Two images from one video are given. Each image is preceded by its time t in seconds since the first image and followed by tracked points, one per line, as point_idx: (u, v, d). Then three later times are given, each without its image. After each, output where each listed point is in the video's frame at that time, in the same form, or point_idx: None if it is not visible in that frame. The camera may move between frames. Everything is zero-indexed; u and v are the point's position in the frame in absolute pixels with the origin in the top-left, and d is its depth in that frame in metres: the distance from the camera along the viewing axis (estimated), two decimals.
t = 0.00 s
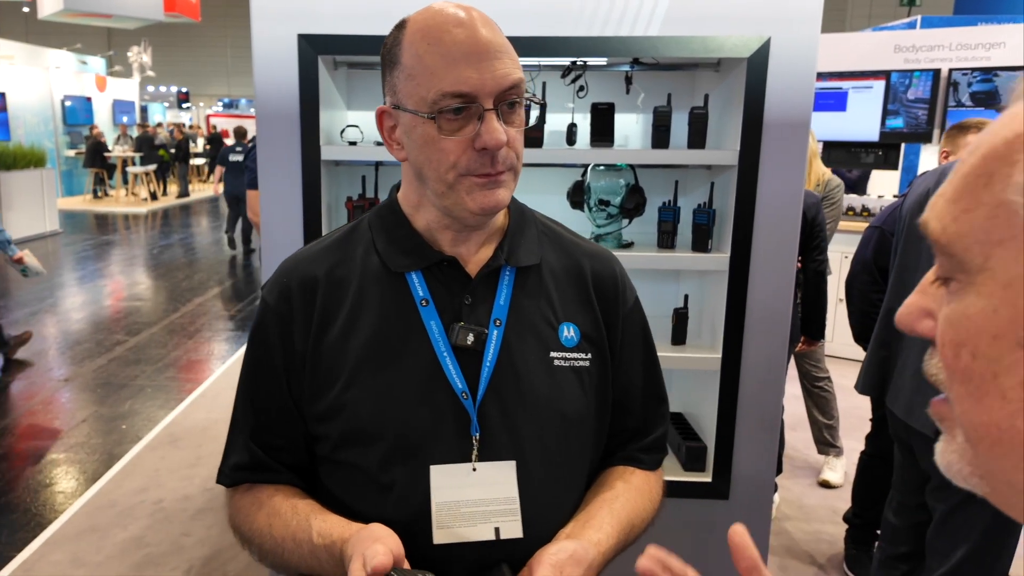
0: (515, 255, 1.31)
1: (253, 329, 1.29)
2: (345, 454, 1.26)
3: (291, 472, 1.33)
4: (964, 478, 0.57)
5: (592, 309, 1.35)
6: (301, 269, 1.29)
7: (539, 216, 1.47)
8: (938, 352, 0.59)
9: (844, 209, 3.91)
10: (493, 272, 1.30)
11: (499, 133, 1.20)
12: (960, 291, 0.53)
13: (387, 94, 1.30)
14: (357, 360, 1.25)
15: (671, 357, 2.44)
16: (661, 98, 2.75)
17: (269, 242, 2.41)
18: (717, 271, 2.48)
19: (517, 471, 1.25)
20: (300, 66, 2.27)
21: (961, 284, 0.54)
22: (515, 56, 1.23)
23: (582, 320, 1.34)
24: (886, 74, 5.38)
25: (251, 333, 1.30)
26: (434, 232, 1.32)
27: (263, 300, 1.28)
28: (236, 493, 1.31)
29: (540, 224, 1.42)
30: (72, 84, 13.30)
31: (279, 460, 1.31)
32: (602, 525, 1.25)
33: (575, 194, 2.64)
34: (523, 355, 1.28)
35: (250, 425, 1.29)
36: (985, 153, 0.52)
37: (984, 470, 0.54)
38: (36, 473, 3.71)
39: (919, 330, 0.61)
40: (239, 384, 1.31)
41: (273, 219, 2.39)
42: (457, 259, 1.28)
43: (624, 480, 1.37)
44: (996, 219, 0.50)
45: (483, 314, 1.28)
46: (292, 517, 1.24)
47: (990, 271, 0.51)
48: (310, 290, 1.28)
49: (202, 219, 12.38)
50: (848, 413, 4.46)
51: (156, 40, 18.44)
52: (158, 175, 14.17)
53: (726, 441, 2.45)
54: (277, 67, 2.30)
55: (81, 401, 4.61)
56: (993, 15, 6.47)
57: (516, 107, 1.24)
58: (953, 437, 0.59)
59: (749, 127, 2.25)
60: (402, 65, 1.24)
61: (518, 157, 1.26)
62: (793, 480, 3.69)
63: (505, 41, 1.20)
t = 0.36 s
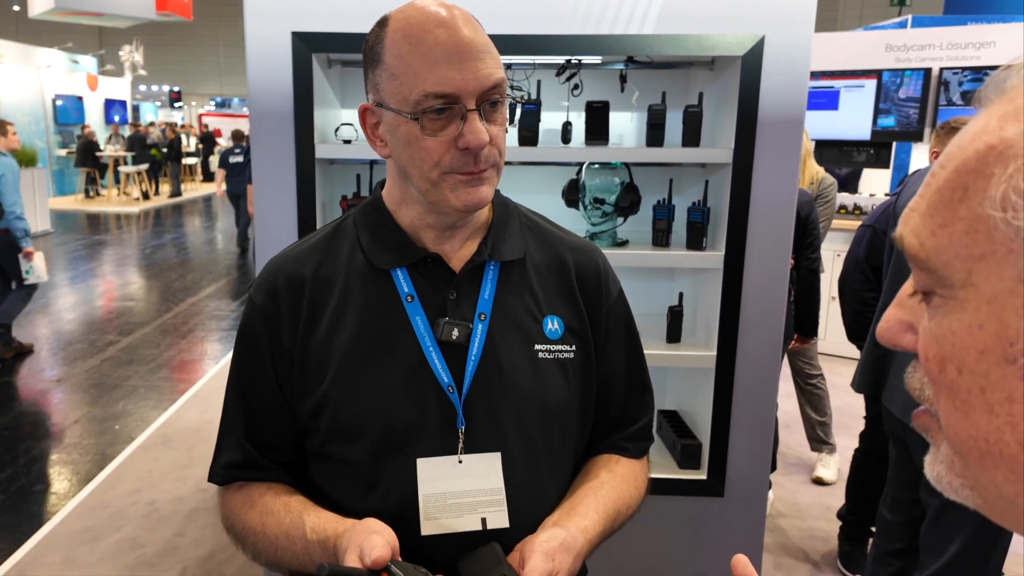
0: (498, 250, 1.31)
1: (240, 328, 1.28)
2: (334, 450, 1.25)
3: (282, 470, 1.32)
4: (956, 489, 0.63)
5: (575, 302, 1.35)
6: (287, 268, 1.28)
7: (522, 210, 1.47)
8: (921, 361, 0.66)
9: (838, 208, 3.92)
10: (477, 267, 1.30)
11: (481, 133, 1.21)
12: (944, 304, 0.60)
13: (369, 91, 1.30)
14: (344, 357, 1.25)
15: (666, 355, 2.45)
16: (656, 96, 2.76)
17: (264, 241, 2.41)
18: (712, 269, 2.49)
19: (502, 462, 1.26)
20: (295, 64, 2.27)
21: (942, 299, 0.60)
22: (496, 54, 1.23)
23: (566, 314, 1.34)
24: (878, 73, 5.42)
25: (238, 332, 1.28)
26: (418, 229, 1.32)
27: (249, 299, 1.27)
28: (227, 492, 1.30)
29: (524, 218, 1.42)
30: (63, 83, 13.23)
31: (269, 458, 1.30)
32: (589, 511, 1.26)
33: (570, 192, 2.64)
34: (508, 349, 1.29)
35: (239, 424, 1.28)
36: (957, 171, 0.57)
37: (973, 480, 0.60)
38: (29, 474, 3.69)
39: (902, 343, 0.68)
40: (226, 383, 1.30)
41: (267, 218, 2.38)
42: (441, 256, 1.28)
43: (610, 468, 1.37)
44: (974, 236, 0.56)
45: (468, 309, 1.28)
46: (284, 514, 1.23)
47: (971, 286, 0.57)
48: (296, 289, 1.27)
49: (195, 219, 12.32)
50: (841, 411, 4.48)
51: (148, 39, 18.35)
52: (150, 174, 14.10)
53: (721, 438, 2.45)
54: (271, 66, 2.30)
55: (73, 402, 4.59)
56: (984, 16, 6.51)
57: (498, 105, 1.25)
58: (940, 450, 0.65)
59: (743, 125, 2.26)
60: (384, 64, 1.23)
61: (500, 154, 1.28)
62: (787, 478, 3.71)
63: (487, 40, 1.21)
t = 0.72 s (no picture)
0: (501, 244, 1.33)
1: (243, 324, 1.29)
2: (339, 443, 1.27)
3: (286, 464, 1.33)
4: (972, 490, 0.61)
5: (574, 295, 1.38)
6: (291, 264, 1.29)
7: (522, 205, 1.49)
8: (930, 352, 0.64)
9: (832, 205, 3.95)
10: (479, 261, 1.32)
11: (484, 127, 1.22)
12: (956, 295, 0.57)
13: (372, 87, 1.31)
14: (349, 351, 1.26)
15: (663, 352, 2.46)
16: (653, 95, 2.77)
17: (263, 239, 2.41)
18: (708, 266, 2.51)
19: (507, 453, 1.28)
20: (293, 62, 2.28)
21: (955, 286, 0.57)
22: (498, 50, 1.25)
23: (566, 307, 1.37)
24: (871, 72, 5.45)
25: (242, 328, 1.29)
26: (421, 223, 1.33)
27: (253, 294, 1.28)
28: (232, 486, 1.31)
29: (524, 212, 1.44)
30: (55, 80, 13.17)
31: (274, 452, 1.31)
32: (591, 500, 1.28)
33: (567, 190, 2.66)
34: (510, 342, 1.30)
35: (243, 419, 1.29)
36: (976, 158, 0.55)
37: (992, 477, 0.58)
38: (25, 471, 3.68)
39: (905, 331, 0.66)
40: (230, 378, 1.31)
41: (265, 214, 2.39)
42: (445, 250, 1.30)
43: (609, 457, 1.40)
44: (992, 226, 0.54)
45: (471, 302, 1.30)
46: (288, 506, 1.24)
47: (988, 276, 0.55)
48: (300, 285, 1.28)
49: (189, 217, 12.29)
50: (834, 408, 4.52)
51: (141, 36, 18.28)
52: (144, 172, 14.06)
53: (716, 434, 2.47)
54: (270, 63, 2.30)
55: (68, 400, 4.58)
56: (975, 15, 6.56)
57: (500, 100, 1.27)
58: (955, 450, 0.63)
59: (740, 123, 2.27)
60: (388, 60, 1.25)
61: (502, 149, 1.29)
62: (781, 474, 3.73)
63: (490, 36, 1.22)
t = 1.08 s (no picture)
0: (497, 250, 1.34)
1: (235, 328, 1.28)
2: (333, 449, 1.27)
3: (277, 471, 1.33)
4: (962, 513, 0.60)
5: (570, 301, 1.39)
6: (284, 269, 1.29)
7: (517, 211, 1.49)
8: (914, 362, 0.62)
9: (821, 205, 3.98)
10: (475, 267, 1.32)
11: (481, 133, 1.23)
12: (946, 305, 0.56)
13: (369, 90, 1.32)
14: (343, 357, 1.26)
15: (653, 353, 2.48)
16: (643, 96, 2.79)
17: (253, 239, 2.41)
18: (697, 267, 2.52)
19: (503, 460, 1.28)
20: (283, 62, 2.27)
21: (943, 295, 0.56)
22: (495, 56, 1.25)
23: (561, 313, 1.37)
24: (860, 73, 5.48)
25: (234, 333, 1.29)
26: (416, 229, 1.33)
27: (246, 299, 1.28)
28: (224, 492, 1.31)
29: (519, 219, 1.45)
30: (45, 78, 13.09)
31: (266, 459, 1.31)
32: (587, 508, 1.29)
33: (558, 191, 2.67)
34: (505, 348, 1.31)
35: (235, 426, 1.28)
36: (972, 165, 0.54)
37: (981, 493, 0.57)
38: (13, 473, 3.66)
39: (890, 339, 0.65)
40: (221, 384, 1.30)
41: (255, 215, 2.39)
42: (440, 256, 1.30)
43: (604, 466, 1.41)
44: (988, 235, 0.53)
45: (466, 308, 1.30)
46: (280, 515, 1.24)
47: (981, 288, 0.53)
48: (293, 290, 1.28)
49: (179, 216, 12.24)
50: (823, 407, 4.54)
51: (131, 34, 18.17)
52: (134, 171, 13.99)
53: (706, 435, 2.49)
54: (260, 63, 2.30)
55: (57, 401, 4.55)
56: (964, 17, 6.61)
57: (496, 106, 1.27)
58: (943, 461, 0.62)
59: (729, 125, 2.29)
60: (384, 64, 1.25)
61: (498, 154, 1.30)
62: (770, 473, 3.76)
63: (487, 42, 1.23)
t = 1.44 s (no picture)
0: (512, 246, 1.36)
1: (256, 326, 1.31)
2: (353, 445, 1.29)
3: (298, 467, 1.35)
4: (929, 450, 0.61)
5: (584, 297, 1.41)
6: (303, 268, 1.32)
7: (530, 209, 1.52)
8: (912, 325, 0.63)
9: (817, 204, 4.01)
10: (491, 263, 1.35)
11: (496, 128, 1.26)
12: (956, 271, 0.56)
13: (386, 87, 1.35)
14: (362, 353, 1.28)
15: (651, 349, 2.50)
16: (639, 95, 2.81)
17: (253, 238, 2.43)
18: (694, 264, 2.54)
19: (522, 454, 1.30)
20: (283, 62, 2.29)
21: (954, 259, 0.56)
22: (510, 53, 1.29)
23: (576, 309, 1.40)
24: (855, 73, 5.52)
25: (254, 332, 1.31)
26: (432, 226, 1.36)
27: (266, 298, 1.30)
28: (245, 489, 1.33)
29: (533, 217, 1.47)
30: (42, 80, 13.11)
31: (287, 455, 1.33)
32: (603, 502, 1.31)
33: (555, 189, 2.69)
34: (522, 343, 1.33)
35: (256, 423, 1.31)
36: (1003, 132, 0.52)
37: (954, 444, 0.58)
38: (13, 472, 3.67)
39: (894, 301, 0.65)
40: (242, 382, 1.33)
41: (256, 214, 2.41)
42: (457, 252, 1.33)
43: (620, 460, 1.42)
44: (1009, 205, 0.52)
45: (483, 304, 1.33)
46: (305, 510, 1.27)
47: (994, 256, 0.53)
48: (312, 289, 1.31)
49: (177, 217, 12.25)
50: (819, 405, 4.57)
51: (128, 35, 18.17)
52: (132, 172, 13.99)
53: (703, 430, 2.51)
54: (260, 63, 2.32)
55: (56, 401, 4.56)
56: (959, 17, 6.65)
57: (512, 102, 1.30)
58: (921, 409, 0.64)
59: (724, 124, 2.31)
60: (402, 61, 1.29)
61: (513, 150, 1.33)
62: (767, 470, 3.78)
63: (502, 39, 1.26)
